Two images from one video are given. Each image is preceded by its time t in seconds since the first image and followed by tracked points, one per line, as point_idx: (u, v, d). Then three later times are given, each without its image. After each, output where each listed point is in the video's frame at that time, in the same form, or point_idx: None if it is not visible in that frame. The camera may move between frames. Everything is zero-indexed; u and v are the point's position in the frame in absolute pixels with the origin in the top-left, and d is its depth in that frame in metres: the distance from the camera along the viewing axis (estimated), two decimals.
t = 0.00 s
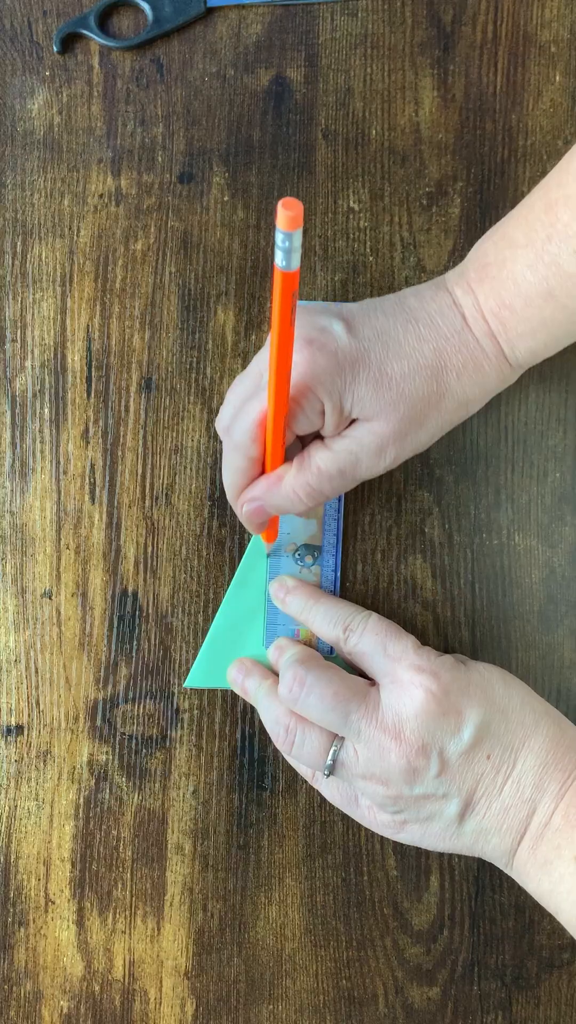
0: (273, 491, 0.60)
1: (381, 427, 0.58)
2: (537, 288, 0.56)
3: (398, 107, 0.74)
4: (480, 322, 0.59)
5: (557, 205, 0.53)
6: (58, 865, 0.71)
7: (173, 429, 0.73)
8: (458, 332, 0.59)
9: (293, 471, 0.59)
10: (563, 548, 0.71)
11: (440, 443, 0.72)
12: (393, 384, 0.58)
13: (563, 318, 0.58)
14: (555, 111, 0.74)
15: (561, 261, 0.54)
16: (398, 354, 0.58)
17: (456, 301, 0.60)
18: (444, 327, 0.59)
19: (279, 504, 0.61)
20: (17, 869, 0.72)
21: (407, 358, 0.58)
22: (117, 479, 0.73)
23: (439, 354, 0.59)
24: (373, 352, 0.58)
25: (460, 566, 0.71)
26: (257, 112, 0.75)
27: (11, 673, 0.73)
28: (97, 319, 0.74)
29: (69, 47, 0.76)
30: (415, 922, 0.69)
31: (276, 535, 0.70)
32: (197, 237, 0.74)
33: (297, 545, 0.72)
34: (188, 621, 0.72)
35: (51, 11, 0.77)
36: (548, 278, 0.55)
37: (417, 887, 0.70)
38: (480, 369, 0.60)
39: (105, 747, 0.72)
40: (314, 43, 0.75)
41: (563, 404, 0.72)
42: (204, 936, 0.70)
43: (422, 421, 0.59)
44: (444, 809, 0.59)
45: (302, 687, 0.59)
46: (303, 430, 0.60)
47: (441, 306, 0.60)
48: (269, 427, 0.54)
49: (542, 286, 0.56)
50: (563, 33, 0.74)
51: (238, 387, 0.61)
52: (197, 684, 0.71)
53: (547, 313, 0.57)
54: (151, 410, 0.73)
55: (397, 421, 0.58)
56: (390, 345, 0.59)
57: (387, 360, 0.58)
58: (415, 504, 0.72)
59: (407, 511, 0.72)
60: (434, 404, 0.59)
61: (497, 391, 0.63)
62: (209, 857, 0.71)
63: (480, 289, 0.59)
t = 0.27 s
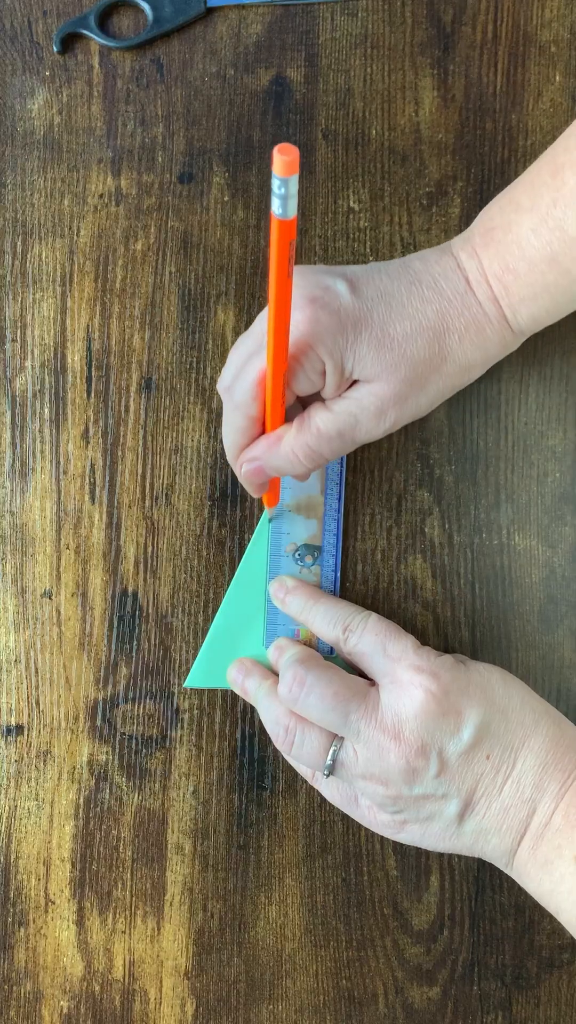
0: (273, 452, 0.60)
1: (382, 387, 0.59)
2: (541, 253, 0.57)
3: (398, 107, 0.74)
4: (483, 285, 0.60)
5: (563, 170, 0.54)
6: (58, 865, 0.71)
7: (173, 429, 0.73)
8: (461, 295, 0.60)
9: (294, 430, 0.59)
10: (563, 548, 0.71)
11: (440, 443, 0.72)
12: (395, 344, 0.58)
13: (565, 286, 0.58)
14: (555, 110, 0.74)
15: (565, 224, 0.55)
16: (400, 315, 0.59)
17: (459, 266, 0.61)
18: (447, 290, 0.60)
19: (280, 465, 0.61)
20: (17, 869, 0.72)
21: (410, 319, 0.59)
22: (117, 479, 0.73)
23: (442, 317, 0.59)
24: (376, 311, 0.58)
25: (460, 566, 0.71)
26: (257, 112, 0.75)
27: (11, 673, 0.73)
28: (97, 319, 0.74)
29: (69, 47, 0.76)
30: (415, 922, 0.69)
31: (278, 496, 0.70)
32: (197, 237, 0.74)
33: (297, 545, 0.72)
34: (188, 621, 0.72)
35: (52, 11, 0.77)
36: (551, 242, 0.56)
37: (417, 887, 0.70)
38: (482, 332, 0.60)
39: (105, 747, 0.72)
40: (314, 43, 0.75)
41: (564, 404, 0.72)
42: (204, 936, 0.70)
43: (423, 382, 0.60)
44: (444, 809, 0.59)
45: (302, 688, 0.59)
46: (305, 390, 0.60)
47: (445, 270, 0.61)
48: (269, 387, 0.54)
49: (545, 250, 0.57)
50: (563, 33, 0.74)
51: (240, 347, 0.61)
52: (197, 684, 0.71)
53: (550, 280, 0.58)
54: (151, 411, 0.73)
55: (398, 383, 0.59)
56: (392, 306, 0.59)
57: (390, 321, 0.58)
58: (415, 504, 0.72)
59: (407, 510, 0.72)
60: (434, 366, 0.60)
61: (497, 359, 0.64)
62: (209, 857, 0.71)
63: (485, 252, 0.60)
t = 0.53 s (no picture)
0: (272, 432, 0.59)
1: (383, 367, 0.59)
2: (543, 238, 0.57)
3: (398, 107, 0.74)
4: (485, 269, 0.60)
5: (566, 155, 0.55)
6: (58, 865, 0.71)
7: (173, 429, 0.73)
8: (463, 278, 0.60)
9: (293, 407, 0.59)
10: (564, 548, 0.71)
11: (440, 443, 0.72)
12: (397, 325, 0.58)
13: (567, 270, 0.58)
14: (555, 110, 0.74)
15: (567, 208, 0.55)
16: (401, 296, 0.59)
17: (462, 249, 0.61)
18: (449, 273, 0.60)
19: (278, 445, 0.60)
20: (17, 868, 0.72)
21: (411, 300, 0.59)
22: (117, 479, 0.73)
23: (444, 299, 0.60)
24: (378, 293, 0.58)
25: (460, 566, 0.71)
26: (257, 112, 0.75)
27: (11, 672, 0.73)
28: (97, 319, 0.74)
29: (69, 47, 0.76)
30: (415, 922, 0.69)
31: (279, 483, 0.70)
32: (197, 237, 0.74)
33: (297, 545, 0.72)
34: (188, 621, 0.72)
35: (52, 11, 0.77)
36: (553, 227, 0.56)
37: (417, 887, 0.70)
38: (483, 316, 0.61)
39: (105, 747, 0.72)
40: (313, 43, 0.75)
41: (564, 403, 0.72)
42: (204, 936, 0.70)
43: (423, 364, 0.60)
44: (445, 809, 0.59)
45: (303, 688, 0.58)
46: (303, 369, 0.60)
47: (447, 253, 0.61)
48: (268, 367, 0.54)
49: (547, 235, 0.57)
50: (563, 33, 0.74)
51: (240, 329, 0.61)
52: (197, 683, 0.71)
53: (552, 264, 0.58)
54: (151, 411, 0.73)
55: (399, 364, 0.59)
56: (394, 287, 0.59)
57: (392, 301, 0.58)
58: (415, 504, 0.72)
59: (407, 510, 0.72)
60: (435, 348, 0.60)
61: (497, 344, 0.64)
62: (209, 857, 0.71)
63: (486, 236, 0.60)
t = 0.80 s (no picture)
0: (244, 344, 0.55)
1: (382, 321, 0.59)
2: (552, 206, 0.58)
3: (398, 107, 0.74)
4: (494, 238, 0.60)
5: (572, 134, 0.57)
6: (58, 865, 0.72)
7: (173, 429, 0.73)
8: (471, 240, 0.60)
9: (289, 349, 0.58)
10: (564, 548, 0.71)
11: (440, 443, 0.72)
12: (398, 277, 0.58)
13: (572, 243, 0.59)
14: (555, 110, 0.74)
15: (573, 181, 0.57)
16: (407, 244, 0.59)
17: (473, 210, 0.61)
18: (460, 220, 0.60)
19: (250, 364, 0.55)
20: (17, 868, 0.72)
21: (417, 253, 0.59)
22: (117, 479, 0.73)
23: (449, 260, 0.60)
24: (386, 221, 0.60)
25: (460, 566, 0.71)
26: (257, 113, 0.75)
27: (11, 672, 0.73)
28: (97, 319, 0.74)
29: (69, 47, 0.76)
30: (415, 922, 0.69)
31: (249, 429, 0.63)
32: (197, 237, 0.74)
33: (298, 545, 0.72)
34: (188, 621, 0.72)
35: (52, 11, 0.77)
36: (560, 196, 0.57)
37: (417, 887, 0.70)
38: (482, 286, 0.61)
39: (105, 747, 0.72)
40: (314, 43, 0.75)
41: (564, 403, 0.72)
42: (204, 936, 0.70)
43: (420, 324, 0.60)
44: (446, 815, 0.59)
45: (305, 694, 0.59)
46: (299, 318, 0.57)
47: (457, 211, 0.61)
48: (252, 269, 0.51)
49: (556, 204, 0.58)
50: (563, 32, 0.74)
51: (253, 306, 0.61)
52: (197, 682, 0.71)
53: (561, 233, 0.59)
54: (151, 411, 0.73)
55: (392, 281, 0.58)
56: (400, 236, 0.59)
57: (396, 239, 0.59)
58: (415, 504, 0.72)
59: (407, 510, 0.72)
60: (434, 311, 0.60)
61: (502, 304, 0.63)
62: (209, 857, 0.71)
63: (502, 197, 0.60)
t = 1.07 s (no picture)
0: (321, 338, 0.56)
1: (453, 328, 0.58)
2: None
3: (398, 107, 0.74)
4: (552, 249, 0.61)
5: None
6: (58, 866, 0.71)
7: (173, 429, 0.73)
8: (529, 251, 0.61)
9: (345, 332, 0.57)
10: (563, 548, 0.71)
11: (440, 443, 0.72)
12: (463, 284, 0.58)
13: None
14: (555, 111, 0.74)
15: None
16: (465, 253, 0.59)
17: (526, 222, 0.62)
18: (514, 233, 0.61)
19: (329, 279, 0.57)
20: (17, 869, 0.72)
21: (474, 262, 0.59)
22: (117, 479, 0.73)
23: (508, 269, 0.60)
24: (454, 239, 0.60)
25: (460, 566, 0.71)
26: (257, 112, 0.75)
27: (11, 673, 0.73)
28: (97, 319, 0.74)
29: (69, 47, 0.76)
30: (415, 922, 0.69)
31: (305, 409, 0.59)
32: (197, 237, 0.74)
33: (309, 545, 0.70)
34: (188, 621, 0.72)
35: (51, 11, 0.77)
36: None
37: (417, 887, 0.70)
38: (545, 297, 0.61)
39: (105, 747, 0.72)
40: (314, 43, 0.75)
41: (564, 403, 0.72)
42: (204, 936, 0.70)
43: (486, 336, 0.60)
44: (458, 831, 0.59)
45: (318, 719, 0.58)
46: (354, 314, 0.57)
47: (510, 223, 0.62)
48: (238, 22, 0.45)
49: None
50: (563, 33, 0.74)
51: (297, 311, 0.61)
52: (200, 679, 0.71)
53: None
54: (151, 411, 0.73)
55: (470, 304, 0.58)
56: (456, 245, 0.60)
57: (463, 256, 0.59)
58: (415, 504, 0.72)
59: (407, 510, 0.72)
60: (498, 322, 0.60)
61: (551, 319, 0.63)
62: (209, 857, 0.71)
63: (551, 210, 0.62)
